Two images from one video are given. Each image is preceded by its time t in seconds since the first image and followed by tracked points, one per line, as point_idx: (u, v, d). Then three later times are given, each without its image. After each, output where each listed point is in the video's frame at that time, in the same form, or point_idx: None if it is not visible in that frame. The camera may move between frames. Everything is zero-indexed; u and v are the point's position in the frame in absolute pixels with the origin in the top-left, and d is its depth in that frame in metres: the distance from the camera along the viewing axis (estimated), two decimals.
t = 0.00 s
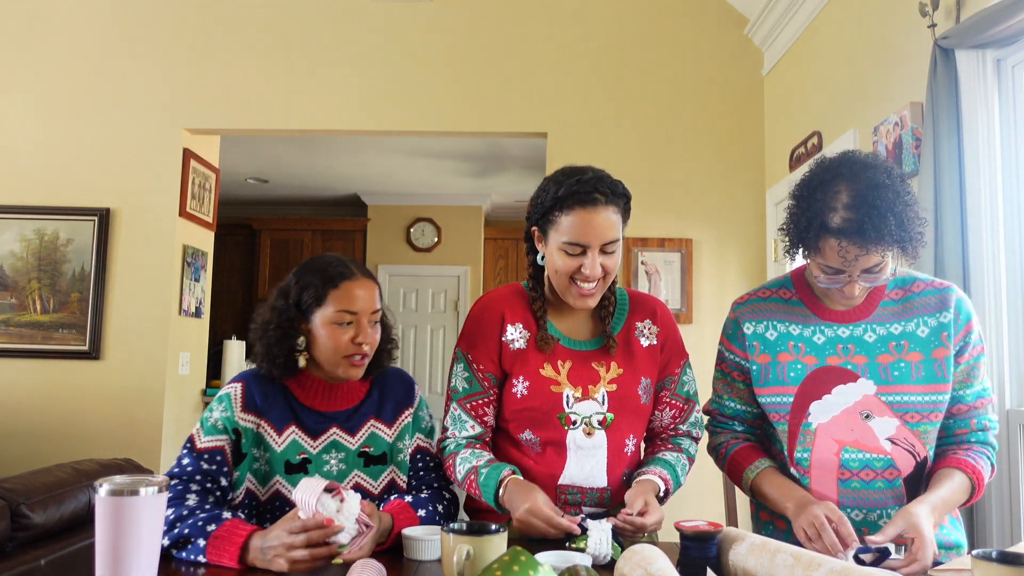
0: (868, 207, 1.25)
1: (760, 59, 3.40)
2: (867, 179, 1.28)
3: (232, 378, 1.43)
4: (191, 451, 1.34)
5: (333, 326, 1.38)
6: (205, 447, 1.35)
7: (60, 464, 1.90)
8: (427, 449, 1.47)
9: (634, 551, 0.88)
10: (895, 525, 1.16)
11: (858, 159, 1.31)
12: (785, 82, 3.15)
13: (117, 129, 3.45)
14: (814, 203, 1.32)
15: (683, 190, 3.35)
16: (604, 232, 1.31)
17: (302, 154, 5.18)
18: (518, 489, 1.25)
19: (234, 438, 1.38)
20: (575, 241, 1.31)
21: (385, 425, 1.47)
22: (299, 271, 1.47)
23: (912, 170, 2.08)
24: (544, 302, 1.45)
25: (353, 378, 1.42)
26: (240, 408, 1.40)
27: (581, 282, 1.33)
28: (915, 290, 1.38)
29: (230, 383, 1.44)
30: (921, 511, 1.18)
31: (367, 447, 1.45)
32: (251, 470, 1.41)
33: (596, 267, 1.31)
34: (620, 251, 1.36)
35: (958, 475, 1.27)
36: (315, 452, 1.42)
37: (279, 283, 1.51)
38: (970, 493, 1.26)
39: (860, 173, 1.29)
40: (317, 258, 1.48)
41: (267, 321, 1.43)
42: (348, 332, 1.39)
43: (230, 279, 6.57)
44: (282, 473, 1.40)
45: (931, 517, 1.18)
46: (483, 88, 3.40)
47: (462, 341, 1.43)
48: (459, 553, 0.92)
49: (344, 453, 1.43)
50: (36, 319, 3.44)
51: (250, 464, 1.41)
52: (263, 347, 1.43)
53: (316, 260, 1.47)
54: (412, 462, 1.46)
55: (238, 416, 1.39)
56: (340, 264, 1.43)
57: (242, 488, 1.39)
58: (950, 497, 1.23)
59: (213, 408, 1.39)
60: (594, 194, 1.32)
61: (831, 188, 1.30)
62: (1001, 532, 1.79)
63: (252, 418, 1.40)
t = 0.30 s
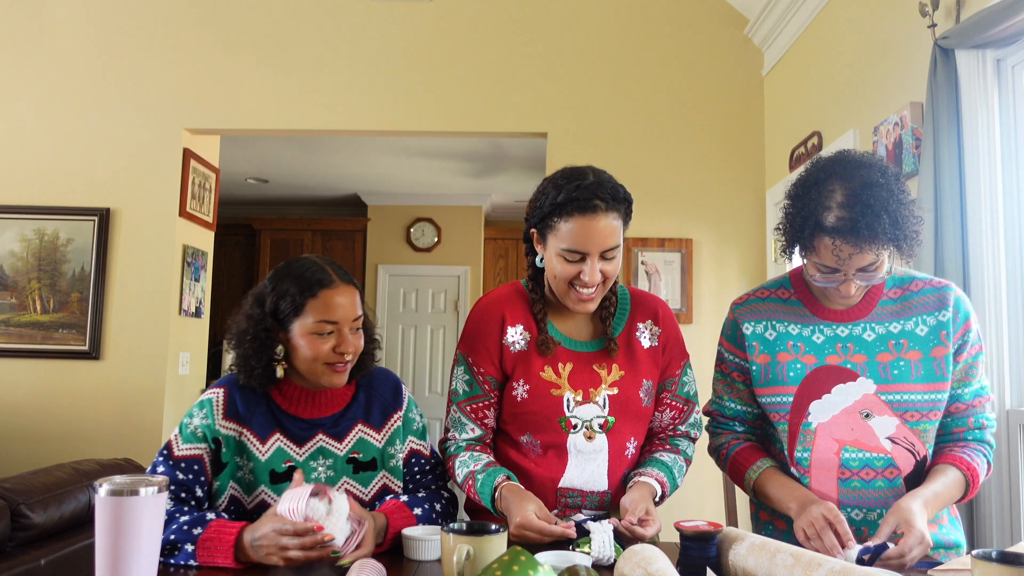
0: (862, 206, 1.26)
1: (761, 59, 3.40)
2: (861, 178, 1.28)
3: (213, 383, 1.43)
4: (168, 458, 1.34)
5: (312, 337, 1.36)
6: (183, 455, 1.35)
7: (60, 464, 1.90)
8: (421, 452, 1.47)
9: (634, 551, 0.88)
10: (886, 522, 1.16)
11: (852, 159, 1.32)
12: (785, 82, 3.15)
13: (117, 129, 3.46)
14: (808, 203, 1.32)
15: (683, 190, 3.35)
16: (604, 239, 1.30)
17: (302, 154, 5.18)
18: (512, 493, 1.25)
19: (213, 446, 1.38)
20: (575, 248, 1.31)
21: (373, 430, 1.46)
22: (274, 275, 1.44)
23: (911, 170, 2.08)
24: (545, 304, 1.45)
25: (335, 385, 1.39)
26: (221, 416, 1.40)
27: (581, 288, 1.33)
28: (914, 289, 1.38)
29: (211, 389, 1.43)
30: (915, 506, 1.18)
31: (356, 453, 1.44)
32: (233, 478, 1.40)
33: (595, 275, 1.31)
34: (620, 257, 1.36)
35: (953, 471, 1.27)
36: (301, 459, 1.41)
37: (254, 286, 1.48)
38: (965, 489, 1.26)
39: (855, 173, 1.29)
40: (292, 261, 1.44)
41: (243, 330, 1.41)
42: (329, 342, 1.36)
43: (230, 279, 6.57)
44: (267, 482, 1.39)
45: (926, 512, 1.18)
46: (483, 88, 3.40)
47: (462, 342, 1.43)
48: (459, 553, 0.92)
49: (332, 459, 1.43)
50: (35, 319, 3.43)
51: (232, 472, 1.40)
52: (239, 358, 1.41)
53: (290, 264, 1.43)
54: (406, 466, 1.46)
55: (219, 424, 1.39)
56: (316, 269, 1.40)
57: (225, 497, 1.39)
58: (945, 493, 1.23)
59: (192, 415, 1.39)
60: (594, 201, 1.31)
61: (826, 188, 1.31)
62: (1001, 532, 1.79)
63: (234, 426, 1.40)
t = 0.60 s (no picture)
0: (857, 208, 1.26)
1: (761, 59, 3.40)
2: (856, 180, 1.28)
3: (211, 384, 1.43)
4: (166, 459, 1.35)
5: (310, 340, 1.36)
6: (180, 456, 1.35)
7: (60, 464, 1.91)
8: (421, 455, 1.46)
9: (634, 551, 0.88)
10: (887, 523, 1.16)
11: (848, 160, 1.32)
12: (785, 82, 3.15)
13: (117, 129, 3.46)
14: (804, 205, 1.33)
15: (683, 190, 3.35)
16: (603, 240, 1.30)
17: (302, 154, 5.18)
18: (507, 480, 1.24)
19: (211, 448, 1.38)
20: (574, 249, 1.31)
21: (374, 432, 1.46)
22: (268, 277, 1.43)
23: (911, 170, 2.08)
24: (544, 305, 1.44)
25: (334, 387, 1.39)
26: (219, 418, 1.40)
27: (581, 289, 1.33)
28: (912, 290, 1.38)
29: (210, 390, 1.44)
30: (917, 508, 1.18)
31: (356, 455, 1.44)
32: (231, 480, 1.41)
33: (594, 276, 1.31)
34: (620, 258, 1.36)
35: (954, 472, 1.27)
36: (301, 462, 1.41)
37: (249, 289, 1.48)
38: (967, 491, 1.26)
39: (850, 174, 1.29)
40: (286, 263, 1.44)
41: (239, 334, 1.41)
42: (326, 345, 1.36)
43: (230, 279, 6.57)
44: (266, 485, 1.39)
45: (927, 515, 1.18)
46: (483, 88, 3.40)
47: (459, 342, 1.43)
48: (460, 553, 0.92)
49: (332, 461, 1.43)
50: (35, 319, 3.43)
51: (230, 475, 1.41)
52: (236, 362, 1.41)
53: (285, 266, 1.43)
54: (406, 469, 1.46)
55: (217, 425, 1.39)
56: (310, 271, 1.39)
57: (222, 498, 1.39)
58: (948, 495, 1.23)
59: (191, 415, 1.40)
60: (593, 201, 1.31)
61: (821, 189, 1.31)
62: (1001, 532, 1.79)
63: (232, 428, 1.40)
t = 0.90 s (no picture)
0: (856, 207, 1.26)
1: (761, 59, 3.40)
2: (855, 179, 1.28)
3: (213, 385, 1.43)
4: (167, 460, 1.35)
5: (313, 341, 1.36)
6: (182, 457, 1.35)
7: (60, 464, 1.91)
8: (421, 454, 1.46)
9: (634, 551, 0.88)
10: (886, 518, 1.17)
11: (846, 160, 1.32)
12: (785, 82, 3.15)
13: (117, 129, 3.46)
14: (803, 204, 1.32)
15: (683, 190, 3.35)
16: (600, 219, 1.31)
17: (302, 154, 5.17)
18: (519, 456, 1.27)
19: (213, 449, 1.38)
20: (573, 229, 1.31)
21: (375, 431, 1.46)
22: (271, 279, 1.43)
23: (911, 170, 2.08)
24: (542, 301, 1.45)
25: (336, 387, 1.39)
26: (221, 419, 1.40)
27: (582, 275, 1.32)
28: (912, 290, 1.38)
29: (212, 391, 1.44)
30: (919, 506, 1.18)
31: (358, 454, 1.44)
32: (233, 481, 1.41)
33: (593, 258, 1.31)
34: (618, 245, 1.35)
35: (956, 471, 1.27)
36: (304, 461, 1.41)
37: (251, 290, 1.48)
38: (970, 490, 1.26)
39: (848, 173, 1.29)
40: (289, 264, 1.44)
41: (242, 336, 1.41)
42: (329, 346, 1.36)
43: (230, 279, 6.57)
44: (268, 485, 1.39)
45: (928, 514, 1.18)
46: (483, 88, 3.40)
47: (459, 341, 1.44)
48: (460, 553, 0.92)
49: (334, 460, 1.42)
50: (35, 319, 3.43)
51: (232, 475, 1.40)
52: (239, 363, 1.41)
53: (287, 267, 1.43)
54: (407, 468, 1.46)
55: (219, 426, 1.39)
56: (313, 273, 1.39)
57: (224, 498, 1.39)
58: (950, 494, 1.23)
59: (193, 416, 1.40)
60: (590, 183, 1.33)
61: (820, 189, 1.31)
62: (1001, 532, 1.79)
63: (234, 429, 1.40)
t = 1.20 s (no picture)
0: (855, 208, 1.25)
1: (761, 59, 3.40)
2: (854, 179, 1.28)
3: (214, 384, 1.43)
4: (168, 459, 1.34)
5: (316, 336, 1.36)
6: (183, 456, 1.35)
7: (60, 464, 1.91)
8: (422, 453, 1.46)
9: (634, 551, 0.88)
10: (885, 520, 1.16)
11: (845, 160, 1.31)
12: (785, 82, 3.15)
13: (117, 129, 3.45)
14: (803, 205, 1.32)
15: (683, 190, 3.35)
16: (598, 199, 1.33)
17: (302, 154, 5.17)
18: (518, 470, 1.23)
19: (214, 448, 1.38)
20: (572, 208, 1.32)
21: (376, 429, 1.46)
22: (274, 276, 1.43)
23: (912, 170, 2.08)
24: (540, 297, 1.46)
25: (339, 384, 1.39)
26: (222, 418, 1.40)
27: (582, 258, 1.32)
28: (912, 290, 1.38)
29: (213, 390, 1.44)
30: (921, 510, 1.17)
31: (359, 453, 1.44)
32: (234, 480, 1.40)
33: (592, 238, 1.32)
34: (616, 230, 1.36)
35: (961, 472, 1.27)
36: (305, 460, 1.41)
37: (254, 288, 1.48)
38: (975, 491, 1.26)
39: (848, 174, 1.29)
40: (292, 262, 1.44)
41: (245, 332, 1.41)
42: (332, 341, 1.36)
43: (230, 279, 6.57)
44: (270, 484, 1.39)
45: (933, 519, 1.17)
46: (483, 88, 3.40)
47: (460, 341, 1.44)
48: (459, 553, 0.92)
49: (336, 459, 1.42)
50: (35, 319, 3.43)
51: (233, 474, 1.40)
52: (242, 360, 1.41)
53: (290, 265, 1.43)
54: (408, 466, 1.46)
55: (220, 426, 1.39)
56: (317, 269, 1.40)
57: (224, 498, 1.39)
58: (956, 496, 1.23)
59: (194, 416, 1.39)
60: (588, 167, 1.36)
61: (819, 190, 1.31)
62: (1001, 533, 1.80)
63: (235, 428, 1.40)
